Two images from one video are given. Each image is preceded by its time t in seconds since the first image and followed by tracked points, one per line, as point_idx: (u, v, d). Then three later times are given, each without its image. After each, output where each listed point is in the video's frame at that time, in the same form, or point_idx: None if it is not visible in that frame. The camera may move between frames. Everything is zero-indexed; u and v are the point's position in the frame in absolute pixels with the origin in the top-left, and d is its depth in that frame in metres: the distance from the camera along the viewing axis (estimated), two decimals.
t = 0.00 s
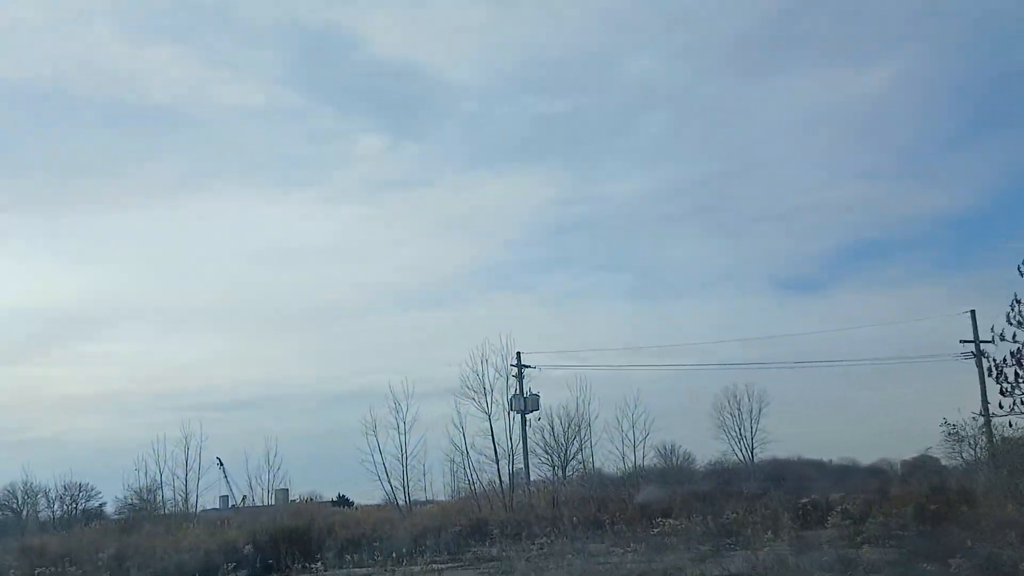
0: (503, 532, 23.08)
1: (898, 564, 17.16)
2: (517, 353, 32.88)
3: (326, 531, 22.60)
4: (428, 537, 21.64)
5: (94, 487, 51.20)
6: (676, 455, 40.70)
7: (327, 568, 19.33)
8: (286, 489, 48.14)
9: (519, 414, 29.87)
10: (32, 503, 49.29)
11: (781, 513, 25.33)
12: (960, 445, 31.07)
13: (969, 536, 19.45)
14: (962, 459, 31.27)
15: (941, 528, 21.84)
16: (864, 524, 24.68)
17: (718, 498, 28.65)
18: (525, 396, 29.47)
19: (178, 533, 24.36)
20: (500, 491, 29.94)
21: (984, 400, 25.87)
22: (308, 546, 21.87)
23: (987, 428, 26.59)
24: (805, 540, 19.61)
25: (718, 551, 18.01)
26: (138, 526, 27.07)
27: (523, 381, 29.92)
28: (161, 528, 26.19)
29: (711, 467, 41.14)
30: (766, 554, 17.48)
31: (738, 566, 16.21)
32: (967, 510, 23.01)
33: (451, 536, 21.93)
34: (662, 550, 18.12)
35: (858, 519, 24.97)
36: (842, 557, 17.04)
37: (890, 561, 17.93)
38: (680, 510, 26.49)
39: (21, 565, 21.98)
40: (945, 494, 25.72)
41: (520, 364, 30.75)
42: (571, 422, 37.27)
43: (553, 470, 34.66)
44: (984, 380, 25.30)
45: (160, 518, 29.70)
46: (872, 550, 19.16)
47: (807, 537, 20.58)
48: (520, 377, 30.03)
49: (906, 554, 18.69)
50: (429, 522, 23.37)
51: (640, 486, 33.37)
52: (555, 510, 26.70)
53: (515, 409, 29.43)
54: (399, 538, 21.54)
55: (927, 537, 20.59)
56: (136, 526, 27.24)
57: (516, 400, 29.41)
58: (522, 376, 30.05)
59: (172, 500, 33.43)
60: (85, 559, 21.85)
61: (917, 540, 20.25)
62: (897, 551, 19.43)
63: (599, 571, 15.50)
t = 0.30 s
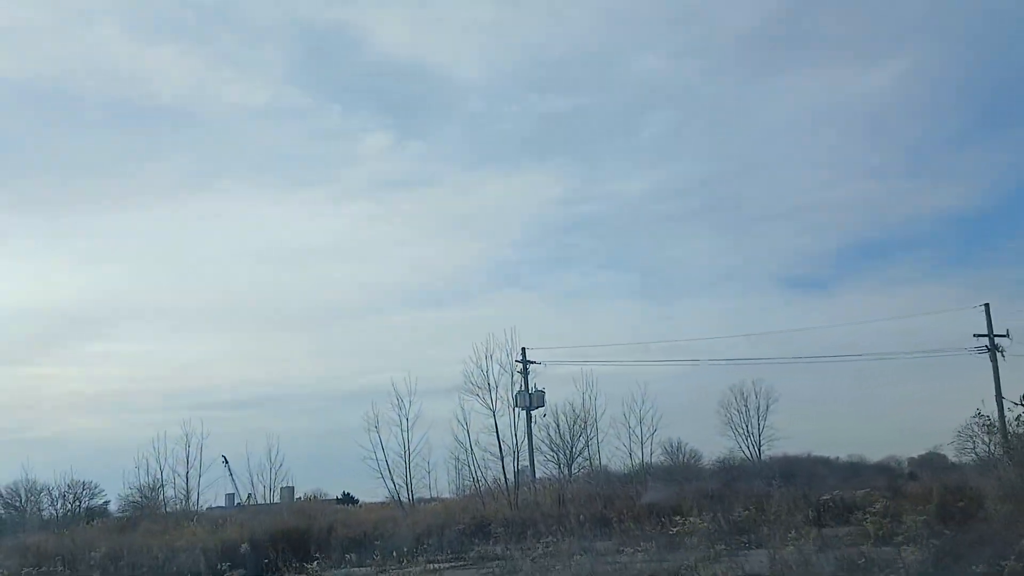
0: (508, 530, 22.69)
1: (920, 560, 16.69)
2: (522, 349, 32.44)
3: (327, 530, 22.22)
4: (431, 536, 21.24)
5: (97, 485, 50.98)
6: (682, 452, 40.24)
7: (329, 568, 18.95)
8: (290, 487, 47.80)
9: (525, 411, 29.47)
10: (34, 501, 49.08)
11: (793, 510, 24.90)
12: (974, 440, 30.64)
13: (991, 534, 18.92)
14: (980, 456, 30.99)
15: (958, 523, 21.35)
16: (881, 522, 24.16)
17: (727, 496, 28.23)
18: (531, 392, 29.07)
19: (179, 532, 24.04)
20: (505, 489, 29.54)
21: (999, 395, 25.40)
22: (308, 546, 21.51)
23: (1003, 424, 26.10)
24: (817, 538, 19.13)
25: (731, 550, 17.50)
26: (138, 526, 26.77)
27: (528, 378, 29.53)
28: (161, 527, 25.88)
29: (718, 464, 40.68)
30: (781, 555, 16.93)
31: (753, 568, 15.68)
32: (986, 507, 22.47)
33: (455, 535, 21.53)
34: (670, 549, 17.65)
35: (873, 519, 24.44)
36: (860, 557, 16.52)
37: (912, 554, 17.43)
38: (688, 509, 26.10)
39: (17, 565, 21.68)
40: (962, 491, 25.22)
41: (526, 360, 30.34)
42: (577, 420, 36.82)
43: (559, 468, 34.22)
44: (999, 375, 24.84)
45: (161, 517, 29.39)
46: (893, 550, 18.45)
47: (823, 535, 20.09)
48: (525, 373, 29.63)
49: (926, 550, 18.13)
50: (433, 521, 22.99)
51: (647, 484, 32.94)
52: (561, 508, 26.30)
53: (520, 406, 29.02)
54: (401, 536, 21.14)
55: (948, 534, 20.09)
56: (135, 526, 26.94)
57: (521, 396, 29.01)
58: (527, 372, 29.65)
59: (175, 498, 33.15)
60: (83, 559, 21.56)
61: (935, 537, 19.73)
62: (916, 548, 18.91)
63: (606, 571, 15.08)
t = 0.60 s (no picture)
0: (511, 532, 22.42)
1: (911, 558, 16.43)
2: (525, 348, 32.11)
3: (322, 532, 22.00)
4: (430, 537, 20.99)
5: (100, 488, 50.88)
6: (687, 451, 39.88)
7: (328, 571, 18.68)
8: (295, 488, 47.68)
9: (527, 410, 29.19)
10: (37, 504, 48.98)
11: (797, 509, 24.59)
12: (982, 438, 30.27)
13: (990, 532, 18.63)
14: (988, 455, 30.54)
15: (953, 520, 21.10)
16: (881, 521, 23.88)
17: (733, 496, 27.91)
18: (533, 391, 28.79)
19: (174, 535, 23.86)
20: (507, 489, 29.25)
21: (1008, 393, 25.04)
22: (302, 548, 21.28)
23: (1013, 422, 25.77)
24: (822, 539, 18.79)
25: (733, 551, 17.15)
26: (135, 528, 26.61)
27: (531, 376, 29.23)
28: (160, 530, 25.67)
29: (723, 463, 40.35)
30: (781, 559, 16.62)
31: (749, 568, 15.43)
32: (988, 503, 22.16)
33: (454, 537, 21.28)
34: (672, 551, 17.31)
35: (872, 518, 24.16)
36: (855, 558, 16.22)
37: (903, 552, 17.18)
38: (690, 509, 25.81)
39: (12, 569, 21.53)
40: (963, 489, 24.94)
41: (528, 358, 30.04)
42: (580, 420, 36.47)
43: (563, 468, 33.89)
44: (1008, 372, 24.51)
45: (159, 519, 29.22)
46: (890, 547, 18.17)
47: (827, 535, 19.77)
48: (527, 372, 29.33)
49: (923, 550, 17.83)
50: (434, 522, 22.72)
51: (652, 484, 32.61)
52: (565, 509, 26.02)
53: (523, 405, 28.73)
54: (401, 538, 20.86)
55: (947, 531, 19.80)
56: (135, 528, 26.71)
57: (523, 395, 28.72)
58: (529, 371, 29.34)
59: (174, 499, 32.97)
60: (73, 563, 21.35)
61: (936, 534, 19.47)
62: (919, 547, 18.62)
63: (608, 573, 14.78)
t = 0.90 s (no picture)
0: (513, 534, 22.00)
1: (929, 559, 15.99)
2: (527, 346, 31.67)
3: (320, 533, 21.60)
4: (430, 539, 20.57)
5: (98, 489, 50.48)
6: (691, 452, 39.43)
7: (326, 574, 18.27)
8: (296, 490, 47.31)
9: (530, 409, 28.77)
10: (36, 506, 48.53)
11: (804, 509, 24.18)
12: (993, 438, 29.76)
13: (1008, 532, 18.21)
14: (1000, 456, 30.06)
15: (969, 517, 20.69)
16: (892, 523, 23.44)
17: (740, 497, 27.47)
18: (536, 390, 28.38)
19: (171, 536, 23.46)
20: (509, 490, 28.83)
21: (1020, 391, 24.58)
22: (300, 553, 20.85)
23: None
24: (832, 540, 18.34)
25: (743, 553, 16.67)
26: (131, 530, 26.20)
27: (533, 375, 28.81)
28: (156, 532, 25.28)
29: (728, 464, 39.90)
30: (793, 565, 16.13)
31: (759, 570, 15.01)
32: (1001, 503, 21.72)
33: (455, 539, 20.86)
34: (681, 553, 16.83)
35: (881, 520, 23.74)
36: (869, 560, 15.79)
37: (917, 551, 16.77)
38: (695, 511, 25.40)
39: (6, 571, 21.15)
40: (975, 490, 24.48)
41: (530, 356, 29.62)
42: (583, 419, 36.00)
43: (566, 469, 33.42)
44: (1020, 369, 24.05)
45: (157, 521, 28.83)
46: (903, 549, 17.73)
47: (837, 536, 19.32)
48: (530, 370, 28.91)
49: (938, 551, 17.41)
50: (434, 524, 22.31)
51: (656, 484, 32.17)
52: (569, 510, 25.59)
53: (525, 404, 28.31)
54: (401, 541, 20.44)
55: (959, 532, 19.39)
56: (131, 530, 26.32)
57: (525, 394, 28.31)
58: (531, 369, 28.92)
59: (173, 501, 32.56)
60: (67, 566, 20.94)
61: (949, 535, 19.04)
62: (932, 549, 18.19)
63: None
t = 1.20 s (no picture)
0: (511, 535, 21.68)
1: (935, 560, 15.67)
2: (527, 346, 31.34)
3: (313, 535, 21.31)
4: (427, 540, 20.29)
5: (96, 488, 50.19)
6: (692, 453, 39.10)
7: None
8: (294, 490, 47.02)
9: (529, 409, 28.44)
10: (32, 505, 48.22)
11: (807, 511, 23.86)
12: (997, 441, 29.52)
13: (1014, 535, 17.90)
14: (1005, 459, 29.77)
15: (970, 518, 20.49)
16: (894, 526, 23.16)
17: (741, 498, 27.15)
18: (536, 389, 28.07)
19: (163, 537, 23.15)
20: (508, 491, 28.50)
21: None
22: (291, 553, 20.52)
23: None
24: (835, 543, 18.03)
25: (746, 557, 16.35)
26: (125, 530, 25.86)
27: (532, 374, 28.49)
28: (151, 532, 24.95)
29: (729, 465, 39.59)
30: (796, 569, 15.82)
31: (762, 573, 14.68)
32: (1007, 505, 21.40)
33: (452, 541, 20.57)
34: (684, 556, 16.50)
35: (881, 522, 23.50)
36: (876, 564, 15.47)
37: (917, 551, 16.55)
38: (696, 513, 25.11)
39: None
40: (979, 492, 24.21)
41: (530, 356, 29.29)
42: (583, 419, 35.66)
43: (566, 470, 33.09)
44: None
45: (151, 522, 28.53)
46: (897, 546, 17.52)
47: (839, 538, 19.05)
48: (529, 370, 28.59)
49: (938, 551, 17.12)
50: (432, 525, 21.99)
51: (657, 486, 31.83)
52: (568, 511, 25.27)
53: (524, 404, 27.98)
54: (398, 542, 20.11)
55: (958, 534, 19.16)
56: (125, 530, 25.98)
57: (526, 394, 27.98)
58: (531, 369, 28.59)
59: (167, 500, 32.27)
60: (53, 568, 20.63)
61: (954, 537, 18.73)
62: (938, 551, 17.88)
63: None
